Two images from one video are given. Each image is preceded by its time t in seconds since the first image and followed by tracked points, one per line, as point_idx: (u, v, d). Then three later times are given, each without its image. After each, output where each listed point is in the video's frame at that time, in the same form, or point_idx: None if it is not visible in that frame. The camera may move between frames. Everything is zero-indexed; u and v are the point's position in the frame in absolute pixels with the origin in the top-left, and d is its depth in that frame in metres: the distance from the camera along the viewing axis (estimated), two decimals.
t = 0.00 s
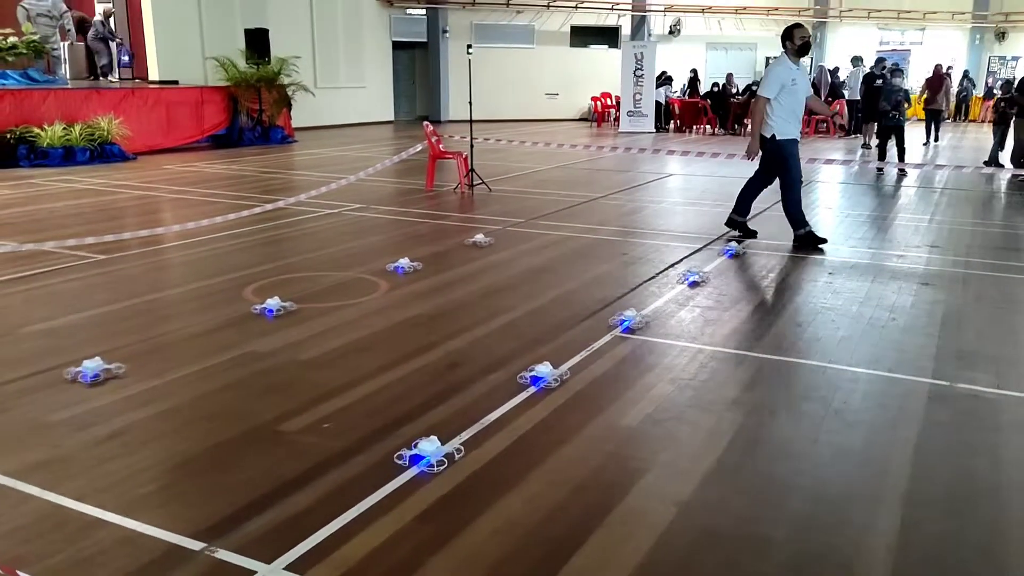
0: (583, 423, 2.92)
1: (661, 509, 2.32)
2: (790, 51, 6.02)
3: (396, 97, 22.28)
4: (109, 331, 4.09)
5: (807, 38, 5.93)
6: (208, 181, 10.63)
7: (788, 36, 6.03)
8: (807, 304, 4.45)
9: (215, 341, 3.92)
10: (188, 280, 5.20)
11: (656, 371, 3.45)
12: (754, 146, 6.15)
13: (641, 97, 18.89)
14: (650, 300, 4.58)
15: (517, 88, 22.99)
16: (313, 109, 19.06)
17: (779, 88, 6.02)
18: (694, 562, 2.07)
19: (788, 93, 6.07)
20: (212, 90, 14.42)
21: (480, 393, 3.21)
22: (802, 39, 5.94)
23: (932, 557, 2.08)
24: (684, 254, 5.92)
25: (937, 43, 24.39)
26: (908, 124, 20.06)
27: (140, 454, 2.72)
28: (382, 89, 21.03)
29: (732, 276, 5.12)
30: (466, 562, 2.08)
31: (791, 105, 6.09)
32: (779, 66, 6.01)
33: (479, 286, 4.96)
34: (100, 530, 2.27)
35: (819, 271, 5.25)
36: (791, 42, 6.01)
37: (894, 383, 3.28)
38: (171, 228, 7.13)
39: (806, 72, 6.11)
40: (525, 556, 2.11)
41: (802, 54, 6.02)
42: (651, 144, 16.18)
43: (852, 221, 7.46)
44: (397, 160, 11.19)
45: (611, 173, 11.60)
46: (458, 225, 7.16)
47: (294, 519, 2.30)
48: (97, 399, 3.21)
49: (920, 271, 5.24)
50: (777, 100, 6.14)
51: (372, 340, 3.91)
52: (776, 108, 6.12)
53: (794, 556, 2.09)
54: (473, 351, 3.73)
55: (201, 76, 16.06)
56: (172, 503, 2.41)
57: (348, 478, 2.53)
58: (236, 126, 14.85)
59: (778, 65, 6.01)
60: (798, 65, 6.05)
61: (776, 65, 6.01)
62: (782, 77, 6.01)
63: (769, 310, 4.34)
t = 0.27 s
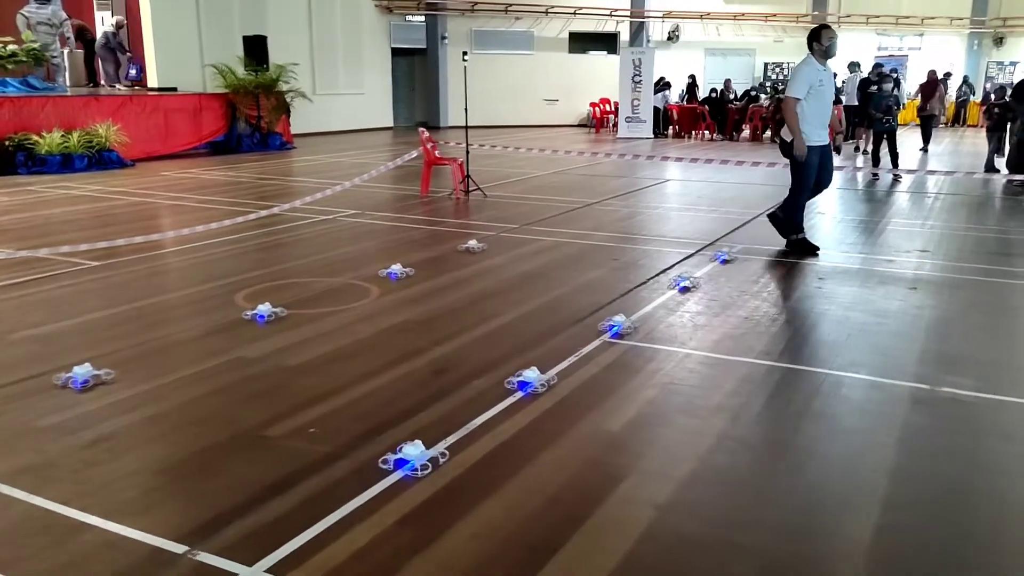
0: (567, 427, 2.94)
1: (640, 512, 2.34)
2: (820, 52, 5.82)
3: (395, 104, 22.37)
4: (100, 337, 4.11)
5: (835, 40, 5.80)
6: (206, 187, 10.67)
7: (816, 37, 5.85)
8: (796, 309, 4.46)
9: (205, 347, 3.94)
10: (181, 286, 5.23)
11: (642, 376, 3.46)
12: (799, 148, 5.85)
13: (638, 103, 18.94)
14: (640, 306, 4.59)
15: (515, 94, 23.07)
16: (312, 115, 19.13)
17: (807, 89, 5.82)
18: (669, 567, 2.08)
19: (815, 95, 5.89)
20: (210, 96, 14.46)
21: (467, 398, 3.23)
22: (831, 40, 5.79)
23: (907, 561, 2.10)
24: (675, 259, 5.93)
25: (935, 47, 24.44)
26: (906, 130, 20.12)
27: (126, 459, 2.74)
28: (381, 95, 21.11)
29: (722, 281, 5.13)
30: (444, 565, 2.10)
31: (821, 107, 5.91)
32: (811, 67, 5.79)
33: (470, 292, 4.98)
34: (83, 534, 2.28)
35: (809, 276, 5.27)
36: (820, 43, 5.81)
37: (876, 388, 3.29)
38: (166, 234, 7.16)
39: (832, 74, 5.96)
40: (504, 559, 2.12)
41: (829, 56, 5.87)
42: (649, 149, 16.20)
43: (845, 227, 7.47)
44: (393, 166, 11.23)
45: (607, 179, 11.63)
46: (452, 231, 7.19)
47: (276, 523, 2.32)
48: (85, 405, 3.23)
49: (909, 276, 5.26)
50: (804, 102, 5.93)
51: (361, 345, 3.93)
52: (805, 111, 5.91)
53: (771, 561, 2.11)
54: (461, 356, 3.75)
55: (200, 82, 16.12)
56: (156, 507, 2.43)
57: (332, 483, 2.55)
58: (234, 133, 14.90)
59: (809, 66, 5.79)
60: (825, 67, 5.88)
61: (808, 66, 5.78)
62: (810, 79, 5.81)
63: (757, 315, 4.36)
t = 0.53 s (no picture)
0: (549, 430, 2.99)
1: (616, 513, 2.38)
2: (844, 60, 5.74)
3: (393, 110, 22.46)
4: (93, 341, 4.16)
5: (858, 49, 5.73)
6: (203, 193, 10.73)
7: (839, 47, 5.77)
8: (782, 314, 4.51)
9: (196, 351, 3.98)
10: (175, 291, 5.28)
11: (626, 380, 3.51)
12: (835, 154, 5.71)
13: (636, 110, 19.01)
14: (628, 311, 4.64)
15: (514, 102, 23.17)
16: (311, 122, 19.21)
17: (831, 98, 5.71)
18: (643, 564, 2.13)
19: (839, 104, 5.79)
20: (209, 103, 14.54)
21: (452, 401, 3.28)
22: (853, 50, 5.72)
23: (876, 560, 2.14)
24: (665, 265, 5.98)
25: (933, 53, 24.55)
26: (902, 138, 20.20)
27: (114, 461, 2.79)
28: (380, 102, 21.21)
29: (710, 287, 5.17)
30: (421, 564, 2.14)
31: (846, 115, 5.82)
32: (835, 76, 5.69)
33: (461, 297, 5.03)
34: (69, 533, 2.33)
35: (797, 282, 5.32)
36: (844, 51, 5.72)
37: (856, 393, 3.32)
38: (162, 239, 7.21)
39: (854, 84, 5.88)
40: (479, 558, 2.17)
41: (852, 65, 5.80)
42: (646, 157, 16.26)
43: (837, 234, 7.51)
44: (390, 172, 11.29)
45: (602, 186, 11.69)
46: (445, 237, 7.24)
47: (258, 522, 2.36)
48: (76, 407, 3.28)
49: (896, 283, 5.31)
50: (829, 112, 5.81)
51: (350, 350, 3.98)
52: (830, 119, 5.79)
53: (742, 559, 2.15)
54: (449, 360, 3.80)
55: (199, 89, 16.21)
56: (141, 507, 2.48)
57: (315, 484, 2.60)
58: (233, 139, 14.96)
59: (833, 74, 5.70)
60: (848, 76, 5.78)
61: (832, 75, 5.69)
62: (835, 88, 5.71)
63: (743, 321, 4.41)
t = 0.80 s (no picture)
0: (534, 434, 3.03)
1: (595, 514, 2.43)
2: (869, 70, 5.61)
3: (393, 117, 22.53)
4: (87, 346, 4.21)
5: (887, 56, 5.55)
6: (202, 200, 10.79)
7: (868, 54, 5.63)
8: (769, 321, 4.56)
9: (189, 356, 4.03)
10: (169, 297, 5.33)
11: (612, 385, 3.55)
12: (837, 171, 5.65)
13: (634, 118, 19.06)
14: (617, 317, 4.69)
15: (513, 109, 23.24)
16: (310, 129, 19.28)
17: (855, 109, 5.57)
18: (618, 565, 2.17)
19: (866, 114, 5.61)
20: (209, 111, 14.62)
21: (439, 406, 3.32)
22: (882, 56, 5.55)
23: (847, 560, 2.19)
24: (656, 271, 6.04)
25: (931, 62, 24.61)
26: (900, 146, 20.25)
27: (104, 463, 2.83)
28: (379, 109, 21.30)
29: (700, 294, 5.22)
30: (401, 564, 2.19)
31: (872, 127, 5.62)
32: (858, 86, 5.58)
33: (452, 303, 5.08)
34: (58, 533, 2.37)
35: (786, 288, 5.37)
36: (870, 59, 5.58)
37: (838, 398, 3.37)
38: (158, 246, 7.27)
39: (885, 93, 5.66)
40: (459, 558, 2.21)
41: (882, 73, 5.61)
42: (643, 165, 16.31)
43: (831, 241, 7.55)
44: (387, 180, 11.35)
45: (599, 193, 11.74)
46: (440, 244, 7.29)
47: (244, 523, 2.41)
48: (68, 411, 3.32)
49: (884, 290, 5.37)
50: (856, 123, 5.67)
51: (340, 355, 4.02)
52: (853, 131, 5.66)
53: (716, 558, 2.20)
54: (438, 365, 3.84)
55: (199, 96, 16.29)
56: (129, 509, 2.52)
57: (301, 486, 2.64)
58: (232, 146, 15.04)
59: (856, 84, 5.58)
60: (876, 84, 5.60)
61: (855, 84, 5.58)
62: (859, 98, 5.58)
63: (730, 327, 4.46)
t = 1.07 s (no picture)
0: (523, 438, 3.08)
1: (581, 516, 2.48)
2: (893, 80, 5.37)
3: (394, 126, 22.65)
4: (85, 353, 4.26)
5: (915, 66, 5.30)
6: (202, 208, 10.85)
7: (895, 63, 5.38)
8: (760, 328, 4.60)
9: (186, 362, 4.09)
10: (167, 304, 5.38)
11: (603, 390, 3.60)
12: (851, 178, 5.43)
13: (633, 127, 19.14)
14: (610, 323, 4.74)
15: (513, 117, 23.35)
16: (311, 138, 19.38)
17: (874, 119, 5.35)
18: (602, 566, 2.22)
19: (886, 124, 5.38)
20: (210, 119, 14.70)
21: (432, 411, 3.37)
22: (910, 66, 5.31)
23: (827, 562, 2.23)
24: (651, 279, 6.08)
25: (930, 70, 24.76)
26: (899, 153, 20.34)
27: (101, 467, 2.89)
28: (380, 117, 21.43)
29: (693, 300, 5.27)
30: (390, 565, 2.23)
31: (894, 138, 5.38)
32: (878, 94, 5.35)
33: (448, 310, 5.13)
34: (54, 535, 2.42)
35: (779, 296, 5.42)
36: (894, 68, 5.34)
37: (824, 403, 3.42)
38: (158, 253, 7.33)
39: (912, 104, 5.40)
40: (445, 559, 2.26)
41: (909, 83, 5.37)
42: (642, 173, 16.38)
43: (829, 249, 7.59)
44: (387, 188, 11.42)
45: (597, 201, 11.80)
46: (439, 251, 7.34)
47: (237, 525, 2.46)
48: (66, 417, 3.37)
49: (877, 297, 5.41)
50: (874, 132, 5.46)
51: (336, 361, 4.07)
52: (874, 142, 5.45)
53: (698, 559, 2.25)
54: (431, 371, 3.89)
55: (201, 105, 16.38)
56: (124, 511, 2.57)
57: (294, 489, 2.69)
58: (234, 154, 15.09)
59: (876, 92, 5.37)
60: (900, 94, 5.35)
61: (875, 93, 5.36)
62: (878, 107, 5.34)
63: (721, 333, 4.51)
